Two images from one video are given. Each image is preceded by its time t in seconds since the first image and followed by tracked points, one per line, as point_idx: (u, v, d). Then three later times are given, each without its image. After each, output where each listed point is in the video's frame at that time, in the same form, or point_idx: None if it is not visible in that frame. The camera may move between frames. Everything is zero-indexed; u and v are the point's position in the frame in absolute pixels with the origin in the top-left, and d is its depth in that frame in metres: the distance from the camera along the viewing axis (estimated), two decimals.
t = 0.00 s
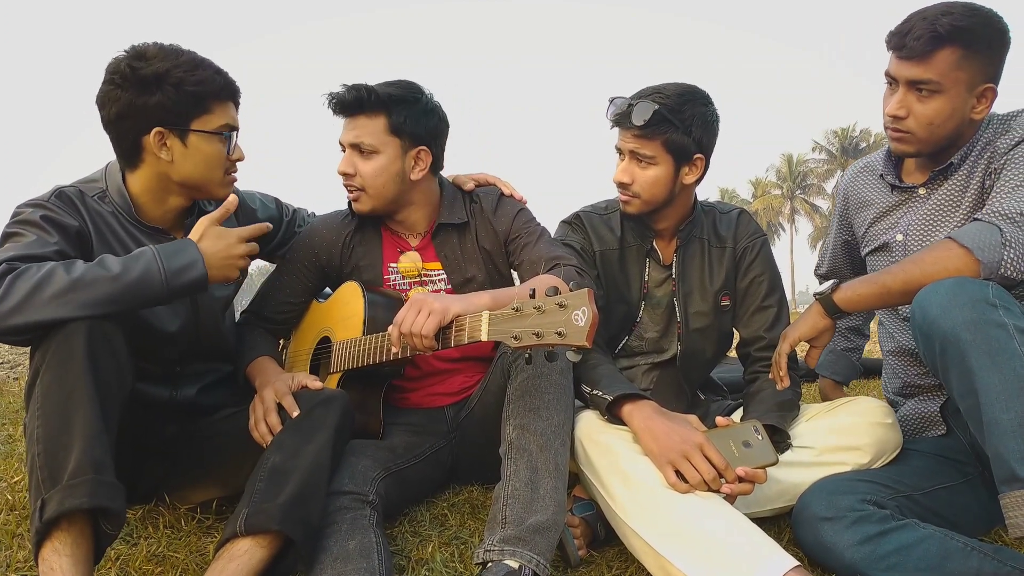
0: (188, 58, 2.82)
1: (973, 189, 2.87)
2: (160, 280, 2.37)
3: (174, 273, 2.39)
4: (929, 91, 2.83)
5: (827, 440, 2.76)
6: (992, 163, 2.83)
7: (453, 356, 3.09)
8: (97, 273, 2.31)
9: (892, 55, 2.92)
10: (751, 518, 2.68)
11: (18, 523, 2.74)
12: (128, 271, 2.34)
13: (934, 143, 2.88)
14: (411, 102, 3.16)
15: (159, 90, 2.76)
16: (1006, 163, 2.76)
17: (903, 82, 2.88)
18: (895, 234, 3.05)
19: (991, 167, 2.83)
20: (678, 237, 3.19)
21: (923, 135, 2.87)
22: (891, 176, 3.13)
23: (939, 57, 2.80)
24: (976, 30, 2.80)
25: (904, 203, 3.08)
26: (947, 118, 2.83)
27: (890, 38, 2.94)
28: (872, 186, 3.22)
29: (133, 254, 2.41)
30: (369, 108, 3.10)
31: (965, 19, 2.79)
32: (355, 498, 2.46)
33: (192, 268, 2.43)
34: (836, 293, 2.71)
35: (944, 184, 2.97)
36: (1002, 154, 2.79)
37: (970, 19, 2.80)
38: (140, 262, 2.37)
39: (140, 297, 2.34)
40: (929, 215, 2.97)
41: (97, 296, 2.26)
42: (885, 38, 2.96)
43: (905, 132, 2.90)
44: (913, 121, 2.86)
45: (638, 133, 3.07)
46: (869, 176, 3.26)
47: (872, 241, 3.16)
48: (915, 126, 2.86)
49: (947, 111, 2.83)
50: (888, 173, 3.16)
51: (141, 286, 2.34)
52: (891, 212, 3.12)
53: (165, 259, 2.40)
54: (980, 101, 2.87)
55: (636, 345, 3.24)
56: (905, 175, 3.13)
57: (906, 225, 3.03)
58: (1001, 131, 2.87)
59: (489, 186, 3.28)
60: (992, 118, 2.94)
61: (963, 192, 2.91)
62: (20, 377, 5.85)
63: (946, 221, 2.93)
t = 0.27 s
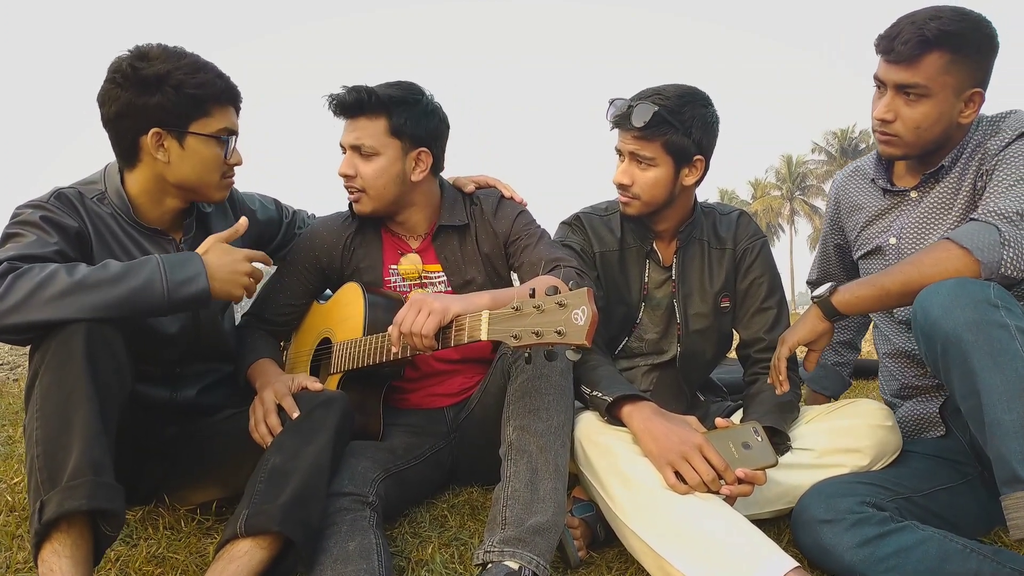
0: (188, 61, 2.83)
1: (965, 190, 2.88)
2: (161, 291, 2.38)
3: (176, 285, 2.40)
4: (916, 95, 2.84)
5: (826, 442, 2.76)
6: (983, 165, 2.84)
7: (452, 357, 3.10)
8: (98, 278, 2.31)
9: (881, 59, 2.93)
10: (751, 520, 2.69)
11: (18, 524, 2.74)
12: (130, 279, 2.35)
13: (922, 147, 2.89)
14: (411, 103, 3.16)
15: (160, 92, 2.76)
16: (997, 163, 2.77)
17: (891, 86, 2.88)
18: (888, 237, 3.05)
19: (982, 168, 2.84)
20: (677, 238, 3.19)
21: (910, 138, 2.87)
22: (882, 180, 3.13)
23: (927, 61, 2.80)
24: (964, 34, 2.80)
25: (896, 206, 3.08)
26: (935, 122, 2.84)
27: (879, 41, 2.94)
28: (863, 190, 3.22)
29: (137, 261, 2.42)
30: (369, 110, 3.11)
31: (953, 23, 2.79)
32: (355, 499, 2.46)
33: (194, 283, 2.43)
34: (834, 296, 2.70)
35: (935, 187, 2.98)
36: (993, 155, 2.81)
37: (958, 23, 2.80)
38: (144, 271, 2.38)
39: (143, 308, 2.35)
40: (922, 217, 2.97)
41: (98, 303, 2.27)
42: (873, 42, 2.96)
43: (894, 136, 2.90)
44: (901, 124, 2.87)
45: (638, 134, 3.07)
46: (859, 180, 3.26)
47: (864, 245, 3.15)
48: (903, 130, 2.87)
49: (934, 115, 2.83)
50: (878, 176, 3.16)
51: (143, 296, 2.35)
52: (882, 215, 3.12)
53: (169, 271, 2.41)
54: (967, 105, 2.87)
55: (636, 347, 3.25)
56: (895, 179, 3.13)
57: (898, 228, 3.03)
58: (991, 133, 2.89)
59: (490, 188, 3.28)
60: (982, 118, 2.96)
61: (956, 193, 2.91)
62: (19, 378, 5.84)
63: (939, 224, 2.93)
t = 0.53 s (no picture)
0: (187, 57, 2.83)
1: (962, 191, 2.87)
2: (162, 291, 2.39)
3: (177, 285, 2.42)
4: (909, 97, 2.84)
5: (828, 442, 2.75)
6: (979, 164, 2.84)
7: (454, 356, 3.10)
8: (101, 278, 2.33)
9: (874, 60, 2.92)
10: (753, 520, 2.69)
11: (20, 522, 2.75)
12: (133, 279, 2.37)
13: (914, 148, 2.89)
14: (414, 102, 3.16)
15: (161, 89, 2.76)
16: (993, 163, 2.78)
17: (884, 87, 2.88)
18: (885, 239, 3.04)
19: (978, 168, 2.84)
20: (680, 238, 3.19)
21: (902, 140, 2.87)
22: (877, 182, 3.13)
23: (920, 62, 2.79)
24: (957, 35, 2.79)
25: (892, 208, 3.08)
26: (927, 124, 2.83)
27: (872, 42, 2.93)
28: (858, 192, 3.22)
29: (139, 262, 2.43)
30: (372, 109, 3.10)
31: (946, 24, 2.78)
32: (357, 498, 2.46)
33: (196, 283, 2.45)
34: (837, 295, 2.70)
35: (932, 188, 2.97)
36: (989, 155, 2.81)
37: (951, 25, 2.79)
38: (146, 271, 2.40)
39: (143, 308, 2.36)
40: (919, 218, 2.97)
41: (102, 301, 2.29)
42: (866, 43, 2.96)
43: (886, 137, 2.91)
44: (893, 126, 2.87)
45: (641, 133, 3.07)
46: (854, 182, 3.27)
47: (861, 247, 3.15)
48: (895, 131, 2.87)
49: (926, 117, 2.83)
50: (872, 178, 3.16)
51: (144, 296, 2.36)
52: (879, 217, 3.12)
53: (170, 271, 2.43)
54: (960, 107, 2.87)
55: (638, 346, 3.24)
56: (890, 180, 3.13)
57: (895, 229, 3.02)
58: (986, 133, 2.90)
59: (493, 187, 3.28)
60: (974, 118, 2.98)
61: (953, 193, 2.91)
62: (21, 377, 5.84)
63: (937, 225, 2.93)
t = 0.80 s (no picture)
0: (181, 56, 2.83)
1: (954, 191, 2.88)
2: (165, 302, 2.41)
3: (180, 296, 2.44)
4: (899, 99, 2.84)
5: (827, 443, 2.75)
6: (971, 165, 2.85)
7: (453, 356, 3.10)
8: (104, 281, 2.33)
9: (865, 61, 2.92)
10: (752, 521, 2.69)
11: (19, 522, 2.75)
12: (137, 286, 2.38)
13: (904, 150, 2.89)
14: (414, 102, 3.16)
15: (154, 88, 2.77)
16: (985, 163, 2.78)
17: (874, 89, 2.88)
18: (878, 241, 3.03)
19: (969, 169, 2.84)
20: (680, 238, 3.19)
21: (892, 142, 2.88)
22: (869, 184, 3.12)
23: (910, 65, 2.80)
24: (949, 38, 2.79)
25: (883, 210, 3.08)
26: (917, 126, 2.84)
27: (865, 42, 2.93)
28: (847, 193, 3.21)
29: (144, 269, 2.44)
30: (372, 109, 3.11)
31: (939, 28, 2.78)
32: (356, 498, 2.46)
33: (198, 296, 2.47)
34: (834, 295, 2.70)
35: (924, 189, 2.98)
36: (980, 155, 2.81)
37: (944, 27, 2.79)
38: (151, 279, 2.41)
39: (143, 317, 2.38)
40: (912, 220, 2.97)
41: (104, 305, 2.29)
42: (859, 43, 2.96)
43: (875, 139, 2.91)
44: (882, 128, 2.88)
45: (640, 134, 3.07)
46: (842, 184, 3.25)
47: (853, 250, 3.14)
48: (884, 133, 2.88)
49: (916, 119, 2.84)
50: (863, 179, 3.15)
51: (147, 304, 2.38)
52: (871, 219, 3.11)
53: (174, 281, 2.44)
54: (950, 110, 2.87)
55: (637, 346, 3.25)
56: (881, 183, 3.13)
57: (888, 231, 3.02)
58: (977, 132, 2.91)
59: (493, 187, 3.28)
60: (965, 118, 2.98)
61: (946, 195, 2.92)
62: (20, 377, 5.83)
63: (930, 226, 2.93)
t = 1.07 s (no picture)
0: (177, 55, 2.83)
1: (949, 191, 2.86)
2: (166, 299, 2.41)
3: (180, 293, 2.44)
4: (884, 103, 2.83)
5: (828, 443, 2.75)
6: (961, 164, 2.85)
7: (454, 355, 3.09)
8: (103, 280, 2.33)
9: (849, 66, 2.91)
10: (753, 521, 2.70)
11: (20, 521, 2.75)
12: (137, 284, 2.38)
13: (890, 153, 2.88)
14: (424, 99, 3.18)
15: (150, 86, 2.77)
16: (975, 161, 2.79)
17: (859, 93, 2.88)
18: (874, 245, 3.00)
19: (960, 168, 2.84)
20: (681, 238, 3.18)
21: (877, 145, 2.86)
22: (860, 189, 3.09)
23: (894, 68, 2.80)
24: (932, 41, 2.80)
25: (877, 214, 3.05)
26: (902, 130, 2.83)
27: (847, 47, 2.93)
28: (836, 199, 3.17)
29: (144, 267, 2.44)
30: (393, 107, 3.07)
31: (922, 30, 2.79)
32: (357, 497, 2.46)
33: (198, 293, 2.47)
34: (833, 298, 2.70)
35: (917, 193, 2.96)
36: (970, 154, 2.82)
37: (927, 30, 2.80)
38: (150, 277, 2.41)
39: (144, 315, 2.37)
40: (910, 223, 2.94)
41: (104, 304, 2.29)
42: (841, 48, 2.95)
43: (861, 143, 2.89)
44: (868, 132, 2.86)
45: (642, 133, 3.06)
46: (830, 190, 3.21)
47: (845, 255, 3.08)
48: (870, 137, 2.86)
49: (902, 122, 2.83)
50: (853, 184, 3.12)
51: (147, 302, 2.37)
52: (865, 224, 3.07)
53: (174, 279, 2.44)
54: (935, 113, 2.86)
55: (638, 346, 3.25)
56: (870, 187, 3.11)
57: (886, 235, 2.99)
58: (964, 132, 2.92)
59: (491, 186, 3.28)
60: (952, 120, 3.00)
61: (941, 195, 2.90)
62: (21, 377, 5.83)
63: (927, 228, 2.91)
